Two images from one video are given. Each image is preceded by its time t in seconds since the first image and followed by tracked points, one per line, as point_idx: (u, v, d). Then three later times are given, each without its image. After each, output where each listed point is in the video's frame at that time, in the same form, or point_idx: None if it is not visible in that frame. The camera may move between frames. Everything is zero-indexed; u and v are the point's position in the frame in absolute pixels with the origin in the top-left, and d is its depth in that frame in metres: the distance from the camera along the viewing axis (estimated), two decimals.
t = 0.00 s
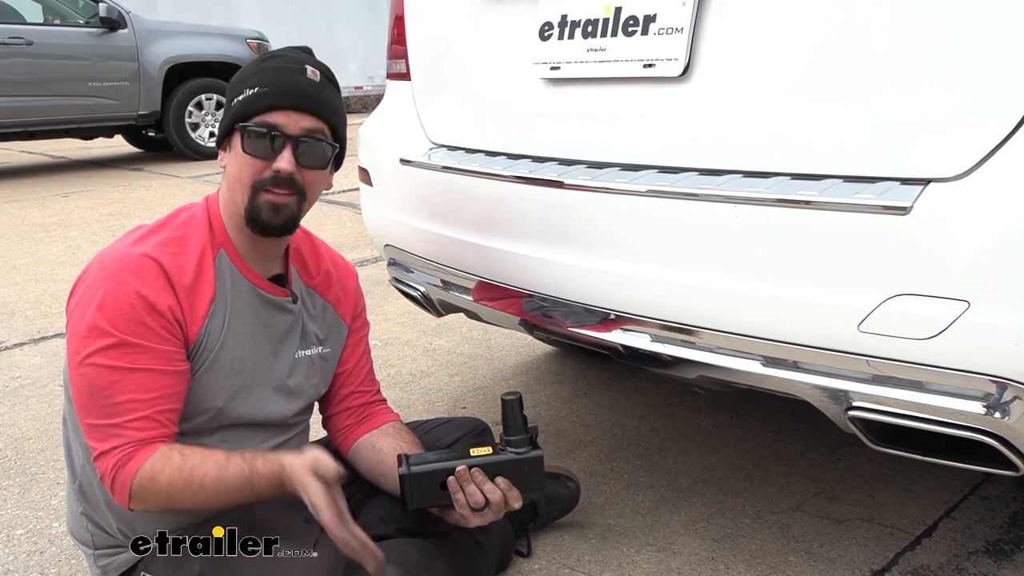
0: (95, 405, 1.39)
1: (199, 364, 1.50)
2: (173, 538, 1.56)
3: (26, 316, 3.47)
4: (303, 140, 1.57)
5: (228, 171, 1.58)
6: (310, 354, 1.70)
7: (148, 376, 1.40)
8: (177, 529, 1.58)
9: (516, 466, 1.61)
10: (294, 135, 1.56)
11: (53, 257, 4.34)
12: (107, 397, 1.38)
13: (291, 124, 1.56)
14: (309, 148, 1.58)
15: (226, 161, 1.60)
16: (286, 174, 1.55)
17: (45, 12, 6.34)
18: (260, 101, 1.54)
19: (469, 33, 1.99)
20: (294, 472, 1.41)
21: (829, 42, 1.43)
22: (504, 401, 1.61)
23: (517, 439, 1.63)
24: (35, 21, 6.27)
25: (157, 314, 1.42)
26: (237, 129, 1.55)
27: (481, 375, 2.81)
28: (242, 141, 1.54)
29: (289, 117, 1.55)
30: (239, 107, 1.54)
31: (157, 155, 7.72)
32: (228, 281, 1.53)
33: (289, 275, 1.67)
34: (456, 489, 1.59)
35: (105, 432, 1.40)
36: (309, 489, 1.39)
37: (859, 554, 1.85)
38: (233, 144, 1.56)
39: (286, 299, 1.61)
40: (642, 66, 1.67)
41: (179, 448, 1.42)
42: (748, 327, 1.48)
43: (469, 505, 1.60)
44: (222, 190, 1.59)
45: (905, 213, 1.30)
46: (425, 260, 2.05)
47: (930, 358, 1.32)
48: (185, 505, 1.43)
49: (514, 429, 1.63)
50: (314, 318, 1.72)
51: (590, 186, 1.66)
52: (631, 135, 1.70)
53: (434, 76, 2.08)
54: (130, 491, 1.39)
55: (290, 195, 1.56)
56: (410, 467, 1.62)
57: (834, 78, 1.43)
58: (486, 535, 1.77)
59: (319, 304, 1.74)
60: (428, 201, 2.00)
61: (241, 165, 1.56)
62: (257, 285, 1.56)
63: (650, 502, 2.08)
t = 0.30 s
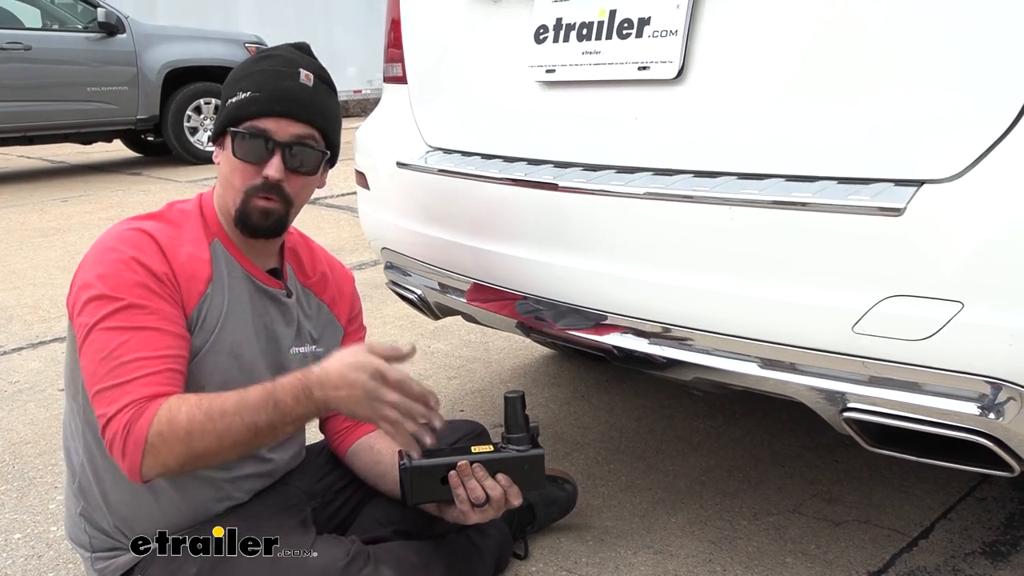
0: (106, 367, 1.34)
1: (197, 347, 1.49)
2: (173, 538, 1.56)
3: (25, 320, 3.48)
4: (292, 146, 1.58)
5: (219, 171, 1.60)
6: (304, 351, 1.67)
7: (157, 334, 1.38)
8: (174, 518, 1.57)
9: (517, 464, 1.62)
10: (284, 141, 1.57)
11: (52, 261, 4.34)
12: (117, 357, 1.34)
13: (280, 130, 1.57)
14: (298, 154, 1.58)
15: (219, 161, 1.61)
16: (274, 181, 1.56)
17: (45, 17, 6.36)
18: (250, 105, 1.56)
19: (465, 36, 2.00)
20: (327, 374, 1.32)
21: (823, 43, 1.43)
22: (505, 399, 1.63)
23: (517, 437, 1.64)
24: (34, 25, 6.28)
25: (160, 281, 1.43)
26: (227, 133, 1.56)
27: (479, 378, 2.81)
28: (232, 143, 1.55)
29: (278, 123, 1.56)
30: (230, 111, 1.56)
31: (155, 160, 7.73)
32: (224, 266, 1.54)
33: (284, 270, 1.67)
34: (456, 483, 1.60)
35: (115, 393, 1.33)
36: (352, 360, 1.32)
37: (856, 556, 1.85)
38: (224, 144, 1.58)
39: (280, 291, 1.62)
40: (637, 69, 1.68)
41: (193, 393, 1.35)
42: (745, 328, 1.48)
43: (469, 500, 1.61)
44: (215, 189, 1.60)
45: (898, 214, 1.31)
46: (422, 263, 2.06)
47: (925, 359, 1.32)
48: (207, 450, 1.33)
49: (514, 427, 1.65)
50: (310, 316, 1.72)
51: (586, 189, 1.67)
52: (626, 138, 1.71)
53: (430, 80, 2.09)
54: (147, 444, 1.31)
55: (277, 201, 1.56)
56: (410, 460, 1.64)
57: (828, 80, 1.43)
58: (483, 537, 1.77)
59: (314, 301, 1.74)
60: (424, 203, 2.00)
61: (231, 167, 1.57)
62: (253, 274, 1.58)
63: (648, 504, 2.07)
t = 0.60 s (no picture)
0: (107, 375, 1.35)
1: (198, 354, 1.49)
2: (173, 538, 1.56)
3: (22, 321, 3.47)
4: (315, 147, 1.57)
5: (236, 174, 1.56)
6: (303, 356, 1.68)
7: (159, 343, 1.38)
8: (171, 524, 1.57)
9: (518, 467, 1.62)
10: (309, 141, 1.56)
11: (50, 262, 4.34)
12: (119, 364, 1.35)
13: (306, 131, 1.55)
14: (323, 154, 1.58)
15: (231, 162, 1.57)
16: (301, 182, 1.55)
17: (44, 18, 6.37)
18: (273, 107, 1.53)
19: (464, 37, 1.99)
20: (349, 401, 1.41)
21: (822, 47, 1.43)
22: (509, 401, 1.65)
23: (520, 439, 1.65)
24: (33, 26, 6.28)
25: (162, 291, 1.43)
26: (249, 135, 1.53)
27: (478, 381, 2.81)
28: (256, 146, 1.53)
29: (304, 124, 1.55)
30: (252, 113, 1.53)
31: (155, 161, 7.73)
32: (226, 274, 1.54)
33: (284, 276, 1.68)
34: (458, 484, 1.59)
35: (116, 400, 1.35)
36: (371, 390, 1.41)
37: (854, 560, 1.85)
38: (242, 147, 1.54)
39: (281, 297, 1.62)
40: (635, 72, 1.67)
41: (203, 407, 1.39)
42: (743, 333, 1.48)
43: (471, 502, 1.60)
44: (227, 191, 1.57)
45: (896, 220, 1.31)
46: (420, 267, 2.06)
47: (922, 364, 1.32)
48: (212, 463, 1.37)
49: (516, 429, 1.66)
50: (309, 322, 1.73)
51: (583, 193, 1.66)
52: (624, 141, 1.70)
53: (429, 83, 2.09)
54: (149, 453, 1.33)
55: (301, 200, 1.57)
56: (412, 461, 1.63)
57: (826, 84, 1.43)
58: (480, 541, 1.77)
59: (313, 307, 1.74)
60: (423, 206, 2.00)
61: (253, 170, 1.54)
62: (254, 281, 1.58)
63: (646, 508, 2.07)
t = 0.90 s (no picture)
0: (73, 385, 1.33)
1: (184, 352, 1.48)
2: (173, 538, 1.57)
3: (22, 326, 3.47)
4: (274, 139, 1.55)
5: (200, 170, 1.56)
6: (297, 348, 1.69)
7: (123, 349, 1.36)
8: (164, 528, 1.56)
9: (517, 469, 1.61)
10: (267, 133, 1.54)
11: (49, 267, 4.33)
12: (82, 374, 1.33)
13: (262, 123, 1.54)
14: (283, 145, 1.56)
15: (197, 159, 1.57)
16: (259, 175, 1.53)
17: (43, 23, 6.37)
18: (228, 100, 1.52)
19: (462, 39, 1.99)
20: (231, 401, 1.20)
21: (821, 46, 1.43)
22: (505, 403, 1.63)
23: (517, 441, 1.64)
24: (31, 31, 6.28)
25: (129, 293, 1.40)
26: (207, 131, 1.52)
27: (478, 382, 2.80)
28: (213, 141, 1.52)
29: (259, 116, 1.53)
30: (208, 107, 1.52)
31: (153, 164, 7.73)
32: (205, 273, 1.53)
33: (272, 268, 1.67)
34: (457, 489, 1.59)
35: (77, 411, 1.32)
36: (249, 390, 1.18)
37: (857, 559, 1.85)
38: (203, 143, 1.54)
39: (268, 291, 1.62)
40: (634, 72, 1.67)
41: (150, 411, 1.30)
42: (744, 332, 1.48)
43: (470, 507, 1.59)
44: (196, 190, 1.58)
45: (897, 217, 1.31)
46: (419, 268, 2.06)
47: (924, 362, 1.31)
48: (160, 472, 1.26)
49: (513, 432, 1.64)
50: (302, 316, 1.72)
51: (583, 193, 1.66)
52: (624, 141, 1.70)
53: (428, 84, 2.09)
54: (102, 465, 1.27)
55: (264, 194, 1.55)
56: (410, 466, 1.62)
57: (826, 83, 1.43)
58: (482, 542, 1.77)
59: (305, 301, 1.73)
60: (422, 207, 2.00)
61: (213, 166, 1.53)
62: (237, 274, 1.57)
63: (647, 508, 2.07)
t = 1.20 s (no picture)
0: (51, 415, 1.40)
1: (170, 370, 1.49)
2: (173, 538, 1.57)
3: (22, 327, 3.46)
4: (268, 157, 1.54)
5: (191, 182, 1.54)
6: (292, 357, 1.67)
7: (102, 385, 1.39)
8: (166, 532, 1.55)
9: (515, 475, 1.61)
10: (261, 152, 1.53)
11: (48, 268, 4.33)
12: (61, 407, 1.39)
13: (257, 142, 1.52)
14: (277, 163, 1.55)
15: (188, 170, 1.55)
16: (254, 195, 1.52)
17: (41, 24, 6.37)
18: (221, 117, 1.49)
19: (461, 38, 1.99)
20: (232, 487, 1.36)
21: (821, 44, 1.43)
22: (504, 408, 1.61)
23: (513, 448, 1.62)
24: (30, 32, 6.27)
25: (110, 322, 1.41)
26: (199, 146, 1.50)
27: (478, 381, 2.80)
28: (206, 158, 1.50)
29: (254, 135, 1.51)
30: (200, 122, 1.50)
31: (152, 165, 7.72)
32: (192, 291, 1.52)
33: (265, 276, 1.66)
34: (455, 495, 1.58)
35: (62, 442, 1.40)
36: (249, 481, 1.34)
37: (857, 557, 1.85)
38: (194, 155, 1.52)
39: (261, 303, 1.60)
40: (633, 70, 1.67)
41: (130, 457, 1.40)
42: (743, 331, 1.48)
43: (468, 513, 1.58)
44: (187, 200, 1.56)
45: (897, 215, 1.31)
46: (418, 267, 2.06)
47: (924, 360, 1.31)
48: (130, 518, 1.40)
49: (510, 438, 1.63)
50: (297, 323, 1.71)
51: (583, 192, 1.66)
52: (623, 140, 1.70)
53: (427, 83, 2.08)
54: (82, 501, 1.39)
55: (257, 213, 1.54)
56: (409, 472, 1.60)
57: (826, 81, 1.43)
58: (482, 541, 1.77)
59: (300, 307, 1.72)
60: (421, 207, 1.99)
61: (205, 181, 1.52)
62: (229, 289, 1.56)
63: (647, 507, 2.07)
